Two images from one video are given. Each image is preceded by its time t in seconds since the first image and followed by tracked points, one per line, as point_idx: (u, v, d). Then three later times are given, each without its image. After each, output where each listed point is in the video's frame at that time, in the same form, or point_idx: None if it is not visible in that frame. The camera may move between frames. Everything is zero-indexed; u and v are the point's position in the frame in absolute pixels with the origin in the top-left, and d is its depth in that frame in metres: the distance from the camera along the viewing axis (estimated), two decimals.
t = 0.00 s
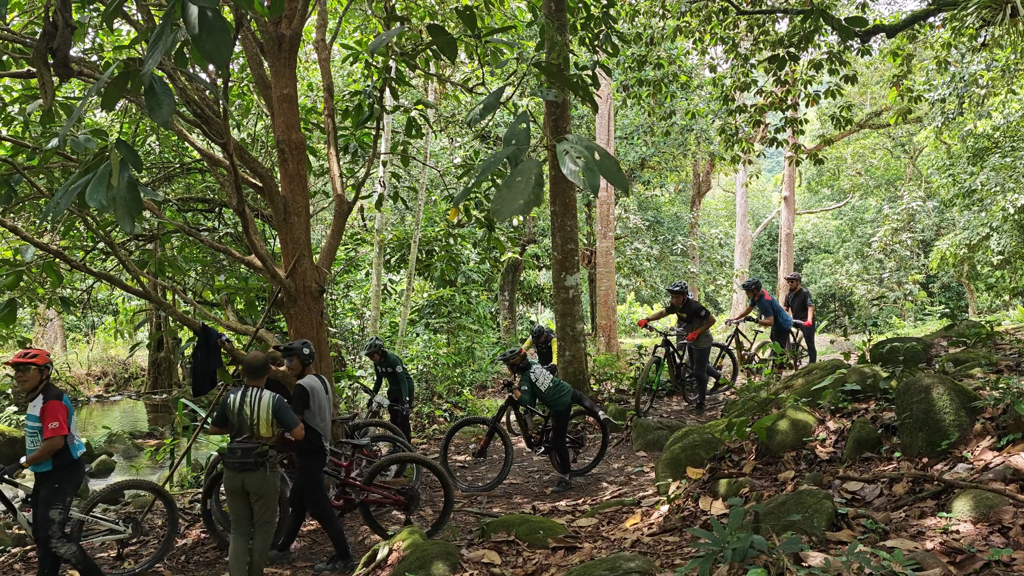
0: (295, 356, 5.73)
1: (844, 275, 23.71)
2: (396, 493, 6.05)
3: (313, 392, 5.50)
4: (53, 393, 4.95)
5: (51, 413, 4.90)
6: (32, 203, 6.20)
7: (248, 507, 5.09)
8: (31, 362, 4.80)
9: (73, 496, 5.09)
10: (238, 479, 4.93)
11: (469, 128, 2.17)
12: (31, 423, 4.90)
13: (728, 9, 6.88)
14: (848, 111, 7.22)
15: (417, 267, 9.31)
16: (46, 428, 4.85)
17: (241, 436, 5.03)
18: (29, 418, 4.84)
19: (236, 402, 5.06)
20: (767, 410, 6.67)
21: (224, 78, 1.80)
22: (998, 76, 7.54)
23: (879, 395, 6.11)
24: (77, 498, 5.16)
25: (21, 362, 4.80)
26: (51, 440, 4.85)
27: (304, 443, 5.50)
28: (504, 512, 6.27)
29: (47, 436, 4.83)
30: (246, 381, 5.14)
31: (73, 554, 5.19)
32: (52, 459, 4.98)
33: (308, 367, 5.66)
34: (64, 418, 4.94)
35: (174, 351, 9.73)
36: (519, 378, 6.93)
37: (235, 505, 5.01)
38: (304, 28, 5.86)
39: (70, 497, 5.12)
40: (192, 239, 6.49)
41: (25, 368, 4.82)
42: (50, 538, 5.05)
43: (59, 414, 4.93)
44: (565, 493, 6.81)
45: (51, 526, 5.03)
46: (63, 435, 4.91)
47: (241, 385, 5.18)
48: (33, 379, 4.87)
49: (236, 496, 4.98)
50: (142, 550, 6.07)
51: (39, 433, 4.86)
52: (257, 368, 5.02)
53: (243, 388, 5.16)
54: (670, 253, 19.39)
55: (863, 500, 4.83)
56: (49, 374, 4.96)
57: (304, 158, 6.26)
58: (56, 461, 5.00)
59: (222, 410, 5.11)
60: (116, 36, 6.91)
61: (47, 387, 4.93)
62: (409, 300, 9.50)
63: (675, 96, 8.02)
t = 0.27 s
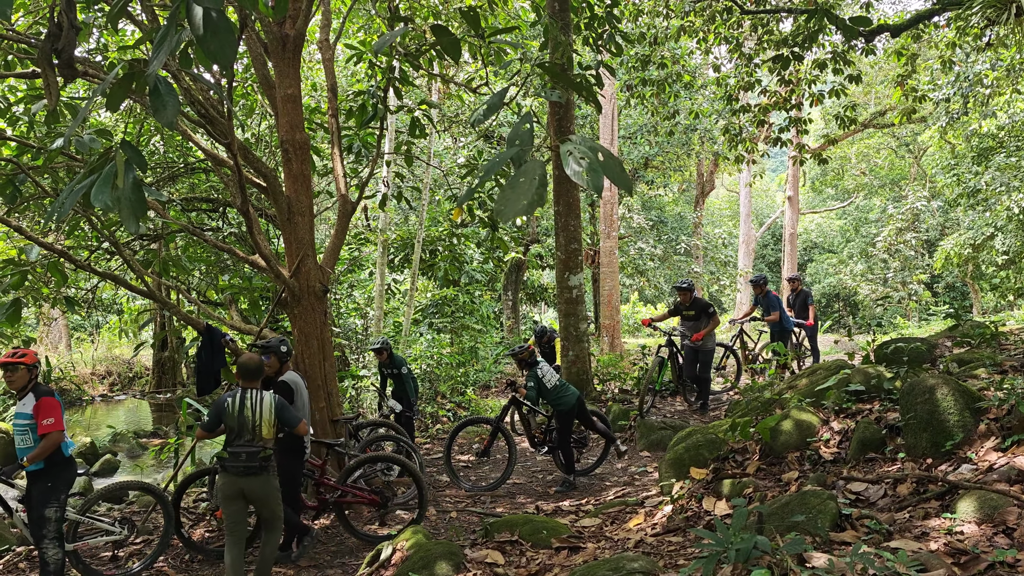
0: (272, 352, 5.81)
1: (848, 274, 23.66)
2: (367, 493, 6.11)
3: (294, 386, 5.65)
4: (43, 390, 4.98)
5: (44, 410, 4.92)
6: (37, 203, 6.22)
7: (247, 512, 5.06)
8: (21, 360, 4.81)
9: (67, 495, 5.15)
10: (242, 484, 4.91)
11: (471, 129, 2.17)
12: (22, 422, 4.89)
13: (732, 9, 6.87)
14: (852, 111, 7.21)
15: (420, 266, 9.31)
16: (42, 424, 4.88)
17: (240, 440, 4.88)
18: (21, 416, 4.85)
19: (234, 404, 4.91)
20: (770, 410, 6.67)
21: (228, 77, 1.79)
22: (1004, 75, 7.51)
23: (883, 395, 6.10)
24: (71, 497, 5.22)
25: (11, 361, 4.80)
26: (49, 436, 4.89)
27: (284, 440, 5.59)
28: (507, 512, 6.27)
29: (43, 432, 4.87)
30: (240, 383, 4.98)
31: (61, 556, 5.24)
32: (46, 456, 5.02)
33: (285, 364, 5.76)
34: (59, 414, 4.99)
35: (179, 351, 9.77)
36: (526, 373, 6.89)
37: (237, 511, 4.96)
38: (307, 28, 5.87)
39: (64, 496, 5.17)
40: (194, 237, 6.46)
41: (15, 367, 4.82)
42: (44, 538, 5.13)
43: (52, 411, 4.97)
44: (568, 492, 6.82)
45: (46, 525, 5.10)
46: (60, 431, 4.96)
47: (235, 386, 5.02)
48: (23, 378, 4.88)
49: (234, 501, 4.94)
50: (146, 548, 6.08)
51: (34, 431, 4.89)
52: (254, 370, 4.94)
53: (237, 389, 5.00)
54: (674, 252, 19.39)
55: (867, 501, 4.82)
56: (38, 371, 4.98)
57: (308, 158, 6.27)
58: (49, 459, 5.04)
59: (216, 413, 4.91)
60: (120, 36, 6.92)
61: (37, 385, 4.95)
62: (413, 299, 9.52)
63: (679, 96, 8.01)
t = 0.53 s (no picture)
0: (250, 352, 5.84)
1: (852, 274, 23.64)
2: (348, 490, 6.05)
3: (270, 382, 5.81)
4: (41, 388, 4.97)
5: (44, 408, 4.91)
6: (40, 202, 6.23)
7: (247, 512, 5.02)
8: (20, 358, 4.81)
9: (60, 496, 5.11)
10: (248, 482, 4.90)
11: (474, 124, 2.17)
12: (22, 420, 4.88)
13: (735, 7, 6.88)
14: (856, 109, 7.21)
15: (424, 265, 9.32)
16: (43, 422, 4.88)
17: (246, 438, 4.88)
18: (20, 414, 4.84)
19: (238, 402, 4.90)
20: (774, 409, 6.66)
21: (231, 73, 1.79)
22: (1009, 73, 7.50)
23: (888, 393, 6.09)
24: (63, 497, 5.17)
25: (11, 359, 4.80)
26: (52, 433, 4.90)
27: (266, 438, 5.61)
28: (510, 510, 6.27)
29: (44, 429, 4.87)
30: (241, 381, 4.96)
31: (51, 557, 5.15)
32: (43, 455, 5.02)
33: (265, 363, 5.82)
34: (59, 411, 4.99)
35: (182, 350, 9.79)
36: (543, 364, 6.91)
37: (240, 509, 4.94)
38: (310, 26, 5.87)
39: (57, 496, 5.12)
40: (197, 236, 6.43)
41: (14, 365, 4.82)
42: (34, 537, 5.07)
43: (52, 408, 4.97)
44: (571, 491, 6.81)
45: (38, 525, 5.06)
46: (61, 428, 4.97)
47: (234, 385, 4.98)
48: (21, 376, 4.88)
49: (239, 500, 4.92)
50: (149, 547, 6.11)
51: (35, 428, 4.89)
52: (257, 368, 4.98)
53: (237, 388, 4.97)
54: (677, 252, 19.38)
55: (871, 498, 4.81)
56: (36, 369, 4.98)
57: (311, 156, 6.27)
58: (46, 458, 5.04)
59: (217, 412, 4.84)
60: (123, 35, 6.94)
61: (34, 382, 4.94)
62: (416, 298, 9.52)
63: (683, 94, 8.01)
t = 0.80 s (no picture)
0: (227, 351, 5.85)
1: (855, 273, 23.60)
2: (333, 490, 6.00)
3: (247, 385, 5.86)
4: (39, 389, 4.95)
5: (42, 409, 4.89)
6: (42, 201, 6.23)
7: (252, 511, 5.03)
8: (17, 358, 4.80)
9: (54, 498, 5.05)
10: (255, 481, 4.91)
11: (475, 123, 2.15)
12: (21, 421, 4.87)
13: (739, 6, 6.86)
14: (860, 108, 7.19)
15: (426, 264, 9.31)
16: (41, 422, 4.85)
17: (251, 438, 4.85)
18: (18, 414, 4.83)
19: (245, 402, 4.86)
20: (777, 409, 6.64)
21: (231, 73, 1.77)
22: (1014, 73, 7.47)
23: (892, 394, 6.07)
24: (59, 499, 5.12)
25: (9, 359, 4.80)
26: (50, 434, 4.86)
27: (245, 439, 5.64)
28: (513, 511, 6.25)
29: (43, 430, 4.84)
30: (247, 381, 4.92)
31: (47, 557, 5.13)
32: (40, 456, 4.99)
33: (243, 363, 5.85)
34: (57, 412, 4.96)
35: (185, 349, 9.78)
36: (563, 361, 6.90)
37: (246, 508, 4.94)
38: (313, 25, 5.87)
39: (52, 498, 5.07)
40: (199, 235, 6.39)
41: (12, 366, 4.82)
42: (28, 539, 5.05)
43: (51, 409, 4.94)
44: (574, 491, 6.79)
45: (31, 526, 5.03)
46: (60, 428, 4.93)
47: (240, 384, 4.93)
48: (19, 377, 4.88)
49: (245, 499, 4.92)
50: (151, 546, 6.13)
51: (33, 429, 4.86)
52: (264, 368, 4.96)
53: (243, 388, 4.92)
54: (680, 251, 19.36)
55: (875, 499, 4.79)
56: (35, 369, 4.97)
57: (313, 156, 6.26)
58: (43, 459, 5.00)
59: (224, 412, 4.77)
60: (125, 34, 6.93)
61: (32, 383, 4.92)
62: (419, 297, 9.52)
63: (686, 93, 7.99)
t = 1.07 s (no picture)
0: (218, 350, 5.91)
1: (858, 273, 23.58)
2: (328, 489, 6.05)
3: (233, 387, 5.81)
4: (35, 392, 4.91)
5: (38, 413, 4.86)
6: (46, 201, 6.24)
7: (266, 509, 5.00)
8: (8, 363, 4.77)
9: (59, 499, 5.04)
10: (270, 478, 4.90)
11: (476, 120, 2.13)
12: (22, 426, 4.87)
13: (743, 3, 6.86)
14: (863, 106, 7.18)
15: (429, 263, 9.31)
16: (40, 427, 4.83)
17: (266, 437, 4.84)
18: (17, 420, 4.82)
19: (260, 400, 4.84)
20: (781, 407, 6.63)
21: (236, 72, 1.75)
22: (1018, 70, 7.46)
23: (896, 392, 6.05)
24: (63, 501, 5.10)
25: None
26: (49, 438, 4.85)
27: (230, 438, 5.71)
28: (516, 510, 6.24)
29: (42, 435, 4.83)
30: (262, 379, 4.91)
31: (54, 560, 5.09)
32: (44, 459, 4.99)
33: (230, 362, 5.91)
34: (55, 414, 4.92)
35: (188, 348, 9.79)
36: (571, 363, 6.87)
37: (260, 506, 4.92)
38: (315, 24, 5.87)
39: (56, 500, 5.06)
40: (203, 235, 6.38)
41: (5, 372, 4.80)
42: (34, 542, 5.02)
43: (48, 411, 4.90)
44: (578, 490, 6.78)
45: (37, 529, 5.01)
46: (59, 431, 4.90)
47: (255, 383, 4.92)
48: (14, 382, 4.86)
49: (258, 497, 4.89)
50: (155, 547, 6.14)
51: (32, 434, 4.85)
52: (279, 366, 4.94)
53: (259, 386, 4.91)
54: (683, 250, 19.36)
55: (880, 498, 4.78)
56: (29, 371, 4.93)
57: (316, 155, 6.26)
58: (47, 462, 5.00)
59: (240, 410, 4.78)
60: (127, 34, 6.93)
61: (27, 387, 4.89)
62: (421, 296, 9.52)
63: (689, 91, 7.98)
